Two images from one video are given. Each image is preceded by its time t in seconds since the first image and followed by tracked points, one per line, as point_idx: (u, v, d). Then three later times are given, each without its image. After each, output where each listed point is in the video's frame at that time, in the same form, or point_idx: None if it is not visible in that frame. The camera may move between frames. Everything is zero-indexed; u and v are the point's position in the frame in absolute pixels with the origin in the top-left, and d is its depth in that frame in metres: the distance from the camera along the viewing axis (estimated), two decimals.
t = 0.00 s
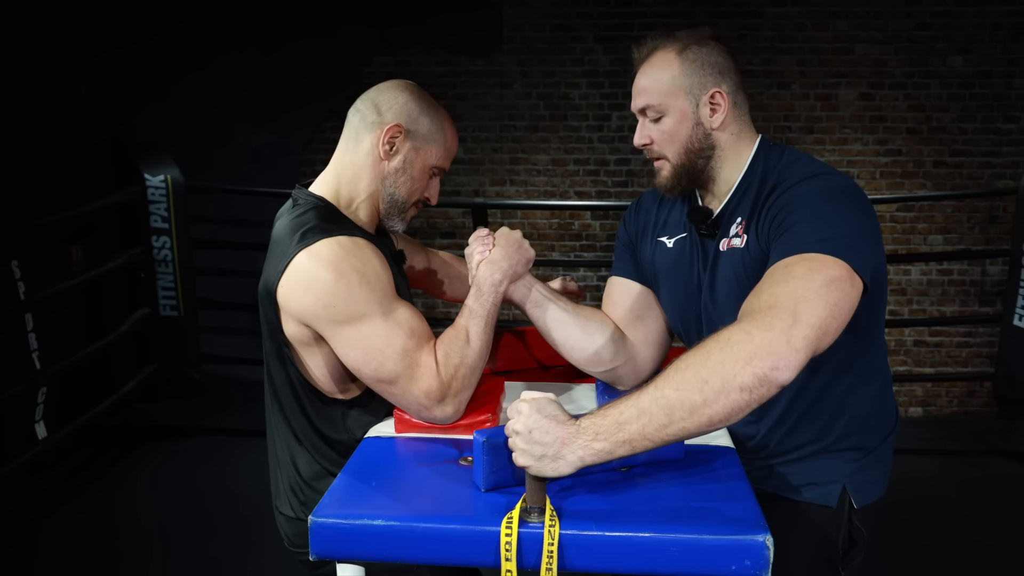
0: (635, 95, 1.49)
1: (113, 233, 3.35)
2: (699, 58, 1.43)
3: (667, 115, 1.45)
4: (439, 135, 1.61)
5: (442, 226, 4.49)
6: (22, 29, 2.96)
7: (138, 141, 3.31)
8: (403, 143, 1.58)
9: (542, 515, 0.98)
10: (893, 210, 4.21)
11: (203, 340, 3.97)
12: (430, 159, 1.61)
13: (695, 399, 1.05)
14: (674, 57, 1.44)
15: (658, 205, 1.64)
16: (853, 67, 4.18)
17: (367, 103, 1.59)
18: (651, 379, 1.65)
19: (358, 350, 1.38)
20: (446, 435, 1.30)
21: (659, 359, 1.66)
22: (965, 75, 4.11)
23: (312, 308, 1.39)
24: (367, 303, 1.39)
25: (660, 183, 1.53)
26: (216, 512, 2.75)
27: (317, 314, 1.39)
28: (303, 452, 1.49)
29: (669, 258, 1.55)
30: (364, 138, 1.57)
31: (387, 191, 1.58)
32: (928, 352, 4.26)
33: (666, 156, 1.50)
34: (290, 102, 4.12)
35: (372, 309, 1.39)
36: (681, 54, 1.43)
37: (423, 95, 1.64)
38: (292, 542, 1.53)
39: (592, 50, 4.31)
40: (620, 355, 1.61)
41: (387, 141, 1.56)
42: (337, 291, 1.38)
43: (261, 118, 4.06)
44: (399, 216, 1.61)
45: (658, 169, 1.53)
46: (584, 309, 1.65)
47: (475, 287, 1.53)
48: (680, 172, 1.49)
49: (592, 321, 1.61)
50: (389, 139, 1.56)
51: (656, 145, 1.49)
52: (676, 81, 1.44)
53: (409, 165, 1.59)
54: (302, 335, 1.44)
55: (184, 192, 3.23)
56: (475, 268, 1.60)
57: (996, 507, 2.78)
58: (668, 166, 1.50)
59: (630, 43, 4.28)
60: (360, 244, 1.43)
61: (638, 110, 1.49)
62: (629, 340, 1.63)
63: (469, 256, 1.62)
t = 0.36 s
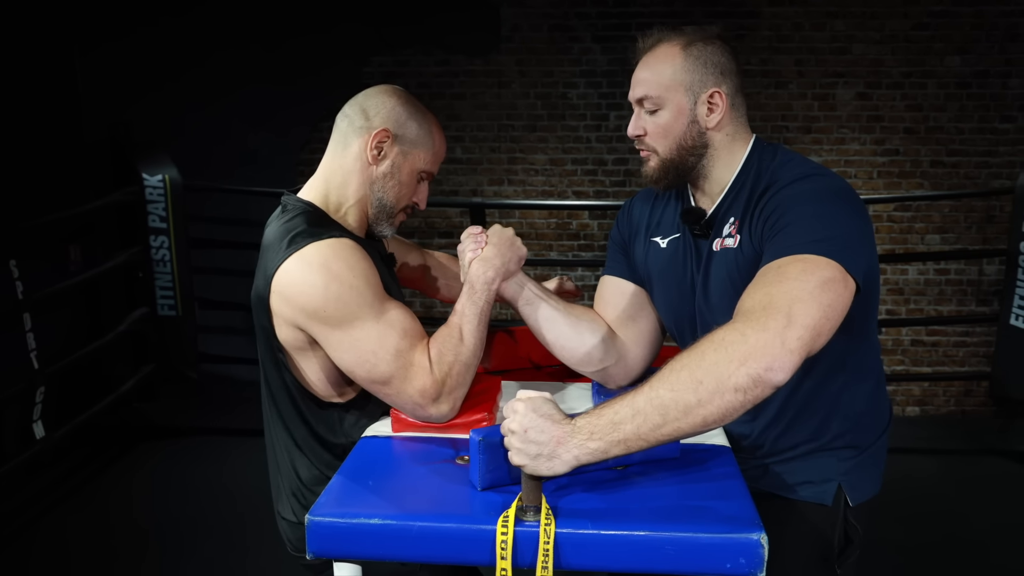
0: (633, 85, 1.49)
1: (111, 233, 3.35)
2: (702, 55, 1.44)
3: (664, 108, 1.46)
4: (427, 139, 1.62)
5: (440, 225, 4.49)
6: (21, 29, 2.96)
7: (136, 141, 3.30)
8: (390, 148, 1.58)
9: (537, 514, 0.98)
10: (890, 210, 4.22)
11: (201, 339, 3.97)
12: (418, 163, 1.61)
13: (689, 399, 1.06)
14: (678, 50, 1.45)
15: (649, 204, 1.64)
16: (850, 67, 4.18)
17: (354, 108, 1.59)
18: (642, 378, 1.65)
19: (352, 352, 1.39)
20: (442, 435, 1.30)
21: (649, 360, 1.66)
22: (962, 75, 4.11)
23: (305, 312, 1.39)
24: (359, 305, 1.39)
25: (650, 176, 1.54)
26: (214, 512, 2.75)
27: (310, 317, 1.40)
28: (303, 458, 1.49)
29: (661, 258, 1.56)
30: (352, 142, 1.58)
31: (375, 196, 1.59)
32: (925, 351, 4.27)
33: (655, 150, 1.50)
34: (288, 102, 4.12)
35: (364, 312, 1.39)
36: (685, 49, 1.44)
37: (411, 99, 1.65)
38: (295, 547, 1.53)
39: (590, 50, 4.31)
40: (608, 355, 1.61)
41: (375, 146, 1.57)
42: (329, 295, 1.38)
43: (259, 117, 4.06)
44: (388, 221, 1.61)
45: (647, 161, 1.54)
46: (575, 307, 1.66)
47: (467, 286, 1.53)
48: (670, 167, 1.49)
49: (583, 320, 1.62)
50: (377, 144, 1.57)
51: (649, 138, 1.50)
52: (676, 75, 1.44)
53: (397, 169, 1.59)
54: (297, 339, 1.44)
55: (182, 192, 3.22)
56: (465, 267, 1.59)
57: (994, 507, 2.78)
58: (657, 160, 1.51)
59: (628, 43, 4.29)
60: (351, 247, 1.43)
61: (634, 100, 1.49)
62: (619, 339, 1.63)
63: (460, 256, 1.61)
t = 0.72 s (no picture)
0: (626, 83, 1.49)
1: (108, 233, 3.35)
2: (696, 57, 1.44)
3: (658, 108, 1.46)
4: (410, 145, 1.62)
5: (438, 225, 4.49)
6: (17, 28, 2.95)
7: (133, 141, 3.29)
8: (373, 154, 1.58)
9: (537, 515, 0.98)
10: (889, 210, 4.22)
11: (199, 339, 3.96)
12: (401, 168, 1.61)
13: (700, 401, 1.05)
14: (672, 51, 1.45)
15: (643, 204, 1.64)
16: (849, 67, 4.18)
17: (337, 117, 1.61)
18: (634, 380, 1.63)
19: (341, 349, 1.39)
20: (440, 436, 1.29)
21: (641, 361, 1.65)
22: (961, 75, 4.11)
23: (293, 311, 1.40)
24: (345, 302, 1.39)
25: (640, 175, 1.53)
26: (212, 513, 2.75)
27: (298, 317, 1.40)
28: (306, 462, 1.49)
29: (654, 257, 1.55)
30: (336, 149, 1.58)
31: (360, 202, 1.59)
32: (924, 351, 4.27)
33: (647, 149, 1.50)
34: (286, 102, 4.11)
35: (351, 310, 1.39)
36: (679, 50, 1.44)
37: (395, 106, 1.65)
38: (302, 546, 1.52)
39: (589, 50, 4.31)
40: (600, 355, 1.60)
41: (357, 151, 1.57)
42: (316, 293, 1.39)
43: (257, 117, 4.06)
44: (373, 226, 1.61)
45: (638, 160, 1.54)
46: (567, 307, 1.66)
47: (456, 284, 1.53)
48: (660, 168, 1.49)
49: (575, 320, 1.62)
50: (359, 149, 1.57)
51: (641, 137, 1.50)
52: (670, 76, 1.44)
53: (380, 174, 1.59)
54: (287, 340, 1.44)
55: (180, 192, 3.21)
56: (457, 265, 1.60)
57: (992, 506, 2.78)
58: (649, 159, 1.51)
59: (627, 42, 4.28)
60: (334, 247, 1.44)
61: (628, 98, 1.49)
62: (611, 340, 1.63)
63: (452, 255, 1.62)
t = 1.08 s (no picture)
0: (613, 86, 1.47)
1: (105, 233, 3.34)
2: (682, 59, 1.42)
3: (644, 110, 1.44)
4: (400, 149, 1.63)
5: (436, 225, 4.48)
6: (13, 27, 2.94)
7: (130, 140, 3.28)
8: (362, 159, 1.58)
9: (534, 516, 0.97)
10: (887, 209, 4.22)
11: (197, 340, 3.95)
12: (391, 172, 1.61)
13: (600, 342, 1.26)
14: (658, 54, 1.43)
15: (634, 205, 1.64)
16: (847, 66, 4.18)
17: (328, 124, 1.61)
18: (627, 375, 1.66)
19: (330, 344, 1.40)
20: (437, 436, 1.27)
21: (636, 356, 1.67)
22: (959, 74, 4.11)
23: (282, 308, 1.40)
24: (334, 297, 1.40)
25: (629, 178, 1.52)
26: (210, 513, 2.74)
27: (287, 313, 1.40)
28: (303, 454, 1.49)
29: (643, 257, 1.56)
30: (326, 155, 1.59)
31: (351, 207, 1.60)
32: (922, 351, 4.27)
33: (635, 151, 1.48)
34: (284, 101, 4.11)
35: (340, 305, 1.40)
36: (665, 53, 1.42)
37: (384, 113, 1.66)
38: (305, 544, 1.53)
39: (587, 49, 4.31)
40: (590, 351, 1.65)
41: (347, 157, 1.57)
42: (304, 289, 1.39)
43: (254, 116, 4.05)
44: (366, 230, 1.62)
45: (627, 163, 1.52)
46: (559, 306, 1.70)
47: (446, 279, 1.57)
48: (649, 169, 1.48)
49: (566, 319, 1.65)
50: (349, 154, 1.57)
51: (628, 139, 1.48)
52: (656, 78, 1.42)
53: (371, 178, 1.59)
54: (277, 338, 1.44)
55: (177, 191, 3.20)
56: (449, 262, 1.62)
57: (992, 507, 2.78)
58: (637, 161, 1.49)
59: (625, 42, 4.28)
60: (323, 244, 1.45)
61: (615, 101, 1.47)
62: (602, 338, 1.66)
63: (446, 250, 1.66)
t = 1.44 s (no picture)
0: (601, 83, 1.48)
1: (104, 233, 3.33)
2: (669, 58, 1.43)
3: (631, 105, 1.44)
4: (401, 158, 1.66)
5: (435, 225, 4.48)
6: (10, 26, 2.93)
7: (128, 140, 3.27)
8: (364, 166, 1.62)
9: (537, 517, 0.97)
10: (885, 210, 4.22)
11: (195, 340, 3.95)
12: (393, 180, 1.64)
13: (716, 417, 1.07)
14: (645, 52, 1.44)
15: (626, 206, 1.64)
16: (846, 66, 4.18)
17: (332, 135, 1.65)
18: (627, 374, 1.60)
19: (328, 341, 1.40)
20: (439, 437, 1.27)
21: (637, 354, 1.63)
22: (958, 74, 4.12)
23: (283, 307, 1.43)
24: (333, 296, 1.42)
25: (614, 172, 1.52)
26: (208, 514, 2.73)
27: (288, 312, 1.42)
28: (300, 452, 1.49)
29: (638, 255, 1.55)
30: (329, 165, 1.62)
31: (353, 213, 1.62)
32: (921, 351, 4.28)
33: (620, 146, 1.49)
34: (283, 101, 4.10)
35: (338, 303, 1.42)
36: (653, 51, 1.43)
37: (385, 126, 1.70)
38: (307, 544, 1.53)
39: (586, 49, 4.31)
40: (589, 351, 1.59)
41: (350, 164, 1.61)
42: (304, 288, 1.42)
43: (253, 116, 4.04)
44: (367, 236, 1.64)
45: (612, 158, 1.52)
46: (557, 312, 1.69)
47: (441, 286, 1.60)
48: (634, 164, 1.48)
49: (563, 321, 1.64)
50: (352, 162, 1.61)
51: (614, 135, 1.48)
52: (644, 75, 1.43)
53: (372, 185, 1.62)
54: (278, 339, 1.46)
55: (176, 191, 3.19)
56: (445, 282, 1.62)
57: (990, 507, 2.78)
58: (622, 156, 1.49)
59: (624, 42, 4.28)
60: (322, 247, 1.48)
61: (602, 97, 1.48)
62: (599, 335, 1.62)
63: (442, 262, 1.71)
